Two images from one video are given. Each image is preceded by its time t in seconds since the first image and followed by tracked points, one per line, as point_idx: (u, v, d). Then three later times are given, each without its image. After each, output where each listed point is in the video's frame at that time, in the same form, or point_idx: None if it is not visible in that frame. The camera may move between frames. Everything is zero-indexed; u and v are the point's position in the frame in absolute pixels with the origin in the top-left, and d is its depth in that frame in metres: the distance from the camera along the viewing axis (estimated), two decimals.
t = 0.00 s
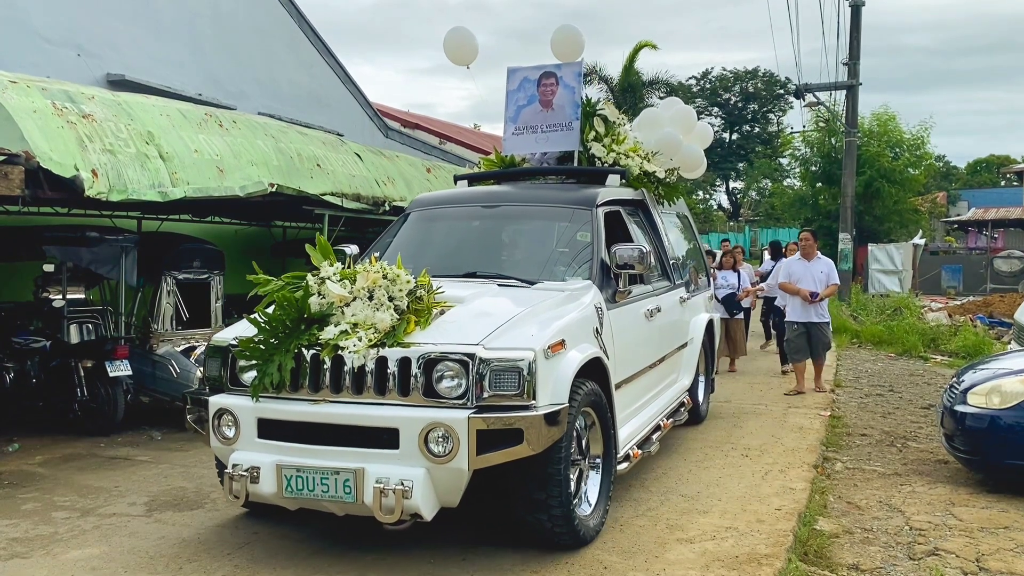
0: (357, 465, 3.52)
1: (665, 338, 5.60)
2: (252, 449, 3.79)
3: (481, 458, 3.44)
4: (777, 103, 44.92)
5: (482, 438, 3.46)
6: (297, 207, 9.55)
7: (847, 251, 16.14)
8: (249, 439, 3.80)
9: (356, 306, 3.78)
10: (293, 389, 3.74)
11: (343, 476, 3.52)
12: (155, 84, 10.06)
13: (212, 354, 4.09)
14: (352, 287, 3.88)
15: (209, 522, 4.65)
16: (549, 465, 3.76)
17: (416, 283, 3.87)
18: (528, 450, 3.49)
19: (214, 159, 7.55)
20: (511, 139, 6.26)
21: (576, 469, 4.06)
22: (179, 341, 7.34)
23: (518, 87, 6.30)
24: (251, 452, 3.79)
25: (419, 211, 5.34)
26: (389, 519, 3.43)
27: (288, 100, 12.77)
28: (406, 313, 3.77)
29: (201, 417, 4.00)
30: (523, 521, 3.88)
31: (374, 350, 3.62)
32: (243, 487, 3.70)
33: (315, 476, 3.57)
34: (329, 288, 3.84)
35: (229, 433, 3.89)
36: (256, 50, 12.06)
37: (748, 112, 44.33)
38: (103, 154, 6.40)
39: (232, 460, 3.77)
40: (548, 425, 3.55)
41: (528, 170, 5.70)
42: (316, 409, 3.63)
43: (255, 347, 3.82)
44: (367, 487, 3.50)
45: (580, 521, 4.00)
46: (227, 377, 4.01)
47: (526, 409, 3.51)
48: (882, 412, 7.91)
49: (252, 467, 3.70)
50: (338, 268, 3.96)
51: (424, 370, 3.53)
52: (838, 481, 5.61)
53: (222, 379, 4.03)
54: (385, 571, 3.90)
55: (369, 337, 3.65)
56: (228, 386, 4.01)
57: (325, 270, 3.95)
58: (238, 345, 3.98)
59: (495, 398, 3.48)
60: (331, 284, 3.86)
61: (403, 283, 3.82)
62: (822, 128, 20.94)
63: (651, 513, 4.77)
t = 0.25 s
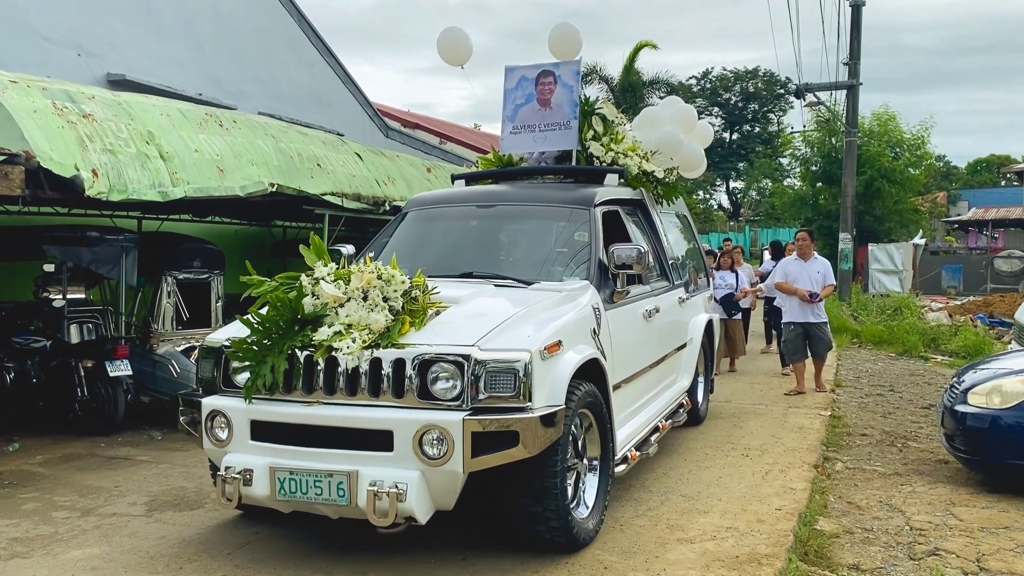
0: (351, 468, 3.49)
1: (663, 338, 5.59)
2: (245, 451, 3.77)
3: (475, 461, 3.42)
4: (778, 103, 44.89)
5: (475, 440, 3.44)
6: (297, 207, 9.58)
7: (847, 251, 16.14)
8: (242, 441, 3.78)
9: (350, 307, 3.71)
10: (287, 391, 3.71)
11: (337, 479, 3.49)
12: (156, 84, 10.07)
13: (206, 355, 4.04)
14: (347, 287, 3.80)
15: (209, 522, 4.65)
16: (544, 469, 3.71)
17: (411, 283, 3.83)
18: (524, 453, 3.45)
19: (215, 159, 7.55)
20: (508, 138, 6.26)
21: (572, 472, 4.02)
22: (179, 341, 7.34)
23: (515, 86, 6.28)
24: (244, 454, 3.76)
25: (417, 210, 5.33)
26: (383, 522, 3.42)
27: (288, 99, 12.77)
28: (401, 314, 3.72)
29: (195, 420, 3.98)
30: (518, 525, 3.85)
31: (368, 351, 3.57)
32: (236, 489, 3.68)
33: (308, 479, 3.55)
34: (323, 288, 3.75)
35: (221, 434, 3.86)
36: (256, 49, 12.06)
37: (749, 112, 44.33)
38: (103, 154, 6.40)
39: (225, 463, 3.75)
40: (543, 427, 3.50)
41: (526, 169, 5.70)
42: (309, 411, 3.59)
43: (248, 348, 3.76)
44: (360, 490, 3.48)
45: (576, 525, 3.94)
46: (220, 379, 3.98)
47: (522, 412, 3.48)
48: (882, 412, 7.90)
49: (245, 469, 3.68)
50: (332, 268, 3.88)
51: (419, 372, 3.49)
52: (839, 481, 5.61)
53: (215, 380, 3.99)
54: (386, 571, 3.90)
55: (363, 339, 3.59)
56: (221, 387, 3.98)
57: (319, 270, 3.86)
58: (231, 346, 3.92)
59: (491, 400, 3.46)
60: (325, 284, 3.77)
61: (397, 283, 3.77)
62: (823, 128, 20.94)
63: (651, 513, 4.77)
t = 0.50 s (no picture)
0: (345, 470, 3.44)
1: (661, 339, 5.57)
2: (238, 453, 3.72)
3: (471, 463, 3.38)
4: (778, 103, 44.86)
5: (471, 442, 3.40)
6: (298, 207, 9.62)
7: (847, 250, 16.14)
8: (235, 443, 3.73)
9: (344, 307, 3.72)
10: (280, 392, 3.68)
11: (330, 481, 3.43)
12: (156, 84, 10.07)
13: (199, 356, 4.02)
14: (341, 287, 3.82)
15: (210, 522, 4.65)
16: (542, 472, 3.66)
17: (406, 283, 3.81)
18: (520, 454, 3.42)
19: (215, 159, 7.55)
20: (506, 138, 6.27)
21: (569, 474, 3.97)
22: (179, 341, 7.35)
23: (513, 85, 6.31)
24: (236, 456, 3.70)
25: (414, 209, 5.32)
26: (377, 525, 3.36)
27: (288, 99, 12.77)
28: (395, 314, 3.70)
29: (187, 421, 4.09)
30: (516, 528, 3.79)
31: (362, 352, 3.55)
32: (228, 492, 3.61)
33: (301, 481, 3.49)
34: (317, 288, 3.78)
35: (213, 436, 3.81)
36: (256, 49, 12.06)
37: (749, 112, 44.30)
38: (104, 154, 6.41)
39: (217, 464, 3.68)
40: (540, 428, 3.47)
41: (524, 168, 5.69)
42: (302, 411, 3.56)
43: (241, 350, 3.74)
44: (354, 493, 3.42)
45: (574, 527, 3.90)
46: (213, 380, 3.95)
47: (518, 413, 3.45)
48: (882, 412, 7.90)
49: (237, 471, 3.61)
50: (326, 269, 3.90)
51: (413, 373, 3.47)
52: (839, 480, 5.61)
53: (207, 381, 3.97)
54: (386, 572, 3.90)
55: (356, 339, 3.58)
56: (214, 388, 3.94)
57: (313, 270, 3.88)
58: (223, 347, 3.89)
59: (487, 402, 3.43)
60: (319, 284, 3.80)
61: (392, 283, 3.76)
62: (823, 128, 20.94)
63: (652, 513, 4.77)
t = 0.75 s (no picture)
0: (338, 473, 3.42)
1: (660, 340, 5.53)
2: (229, 455, 3.68)
3: (465, 466, 3.35)
4: (778, 103, 44.86)
5: (465, 445, 3.37)
6: (298, 207, 9.64)
7: (847, 250, 16.14)
8: (226, 445, 3.69)
9: (338, 307, 3.68)
10: (272, 394, 3.64)
11: (323, 484, 3.41)
12: (157, 84, 10.07)
13: (191, 357, 3.99)
14: (334, 287, 3.77)
15: (210, 522, 4.64)
16: (538, 476, 3.62)
17: (400, 283, 3.81)
18: (516, 457, 3.40)
19: (215, 159, 7.56)
20: (504, 137, 6.28)
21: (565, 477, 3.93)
22: (179, 340, 7.37)
23: (512, 84, 6.31)
24: (228, 458, 3.67)
25: (411, 209, 5.31)
26: (370, 529, 3.35)
27: (289, 99, 12.77)
28: (390, 315, 3.70)
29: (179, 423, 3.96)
30: (511, 532, 3.74)
31: (356, 353, 3.52)
32: (220, 494, 3.58)
33: (294, 484, 3.46)
34: (310, 288, 3.72)
35: (205, 438, 3.77)
36: (257, 49, 12.06)
37: (749, 112, 44.30)
38: (104, 154, 6.41)
39: (209, 467, 3.64)
40: (536, 429, 3.46)
41: (521, 168, 5.69)
42: (295, 413, 3.52)
43: (233, 350, 3.70)
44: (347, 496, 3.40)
45: (570, 530, 3.86)
46: (204, 381, 3.91)
47: (514, 415, 3.42)
48: (882, 412, 7.89)
49: (229, 474, 3.58)
50: (319, 268, 3.86)
51: (408, 374, 3.44)
52: (840, 480, 5.61)
53: (199, 382, 3.93)
54: (386, 572, 3.89)
55: (350, 340, 3.55)
56: (206, 391, 3.90)
57: (307, 270, 3.83)
58: (215, 348, 3.85)
59: (482, 404, 3.39)
60: (312, 284, 3.74)
61: (386, 283, 3.76)
62: (823, 128, 20.94)
63: (652, 513, 4.77)
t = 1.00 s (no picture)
0: (332, 476, 3.40)
1: (659, 340, 5.52)
2: (223, 457, 3.67)
3: (461, 469, 3.33)
4: (779, 103, 44.84)
5: (461, 447, 3.35)
6: (297, 207, 9.65)
7: (847, 251, 16.14)
8: (220, 447, 3.68)
9: (333, 308, 3.66)
10: (267, 395, 3.63)
11: (317, 487, 3.39)
12: (157, 84, 10.07)
13: (184, 358, 4.00)
14: (329, 287, 3.75)
15: (210, 522, 4.64)
16: (535, 478, 3.59)
17: (396, 283, 3.76)
18: (513, 459, 3.38)
19: (216, 159, 7.56)
20: (502, 136, 6.26)
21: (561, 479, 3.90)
22: (179, 340, 7.38)
23: (510, 83, 6.27)
24: (222, 460, 3.65)
25: (409, 208, 5.29)
26: (364, 532, 3.30)
27: (289, 99, 12.77)
28: (385, 316, 3.66)
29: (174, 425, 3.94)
30: (507, 535, 3.72)
31: (350, 354, 3.51)
32: (213, 496, 3.56)
33: (288, 487, 3.45)
34: (305, 289, 3.73)
35: (199, 440, 3.76)
36: (257, 49, 12.06)
37: (749, 112, 44.29)
38: (104, 154, 6.41)
39: (202, 469, 3.63)
40: (532, 430, 3.44)
41: (519, 167, 5.68)
42: (289, 415, 3.51)
43: (227, 350, 3.70)
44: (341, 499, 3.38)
45: (567, 533, 3.83)
46: (198, 383, 3.90)
47: (510, 417, 3.40)
48: (883, 412, 7.89)
49: (222, 476, 3.57)
50: (315, 268, 3.82)
51: (403, 376, 3.42)
52: (840, 480, 5.62)
53: (193, 383, 3.93)
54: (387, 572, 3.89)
55: (345, 341, 3.54)
56: (200, 391, 3.89)
57: (302, 270, 3.81)
58: (209, 350, 3.85)
59: (476, 406, 3.38)
60: (307, 284, 3.74)
61: (381, 283, 3.71)
62: (823, 128, 20.94)
63: (653, 513, 4.77)
